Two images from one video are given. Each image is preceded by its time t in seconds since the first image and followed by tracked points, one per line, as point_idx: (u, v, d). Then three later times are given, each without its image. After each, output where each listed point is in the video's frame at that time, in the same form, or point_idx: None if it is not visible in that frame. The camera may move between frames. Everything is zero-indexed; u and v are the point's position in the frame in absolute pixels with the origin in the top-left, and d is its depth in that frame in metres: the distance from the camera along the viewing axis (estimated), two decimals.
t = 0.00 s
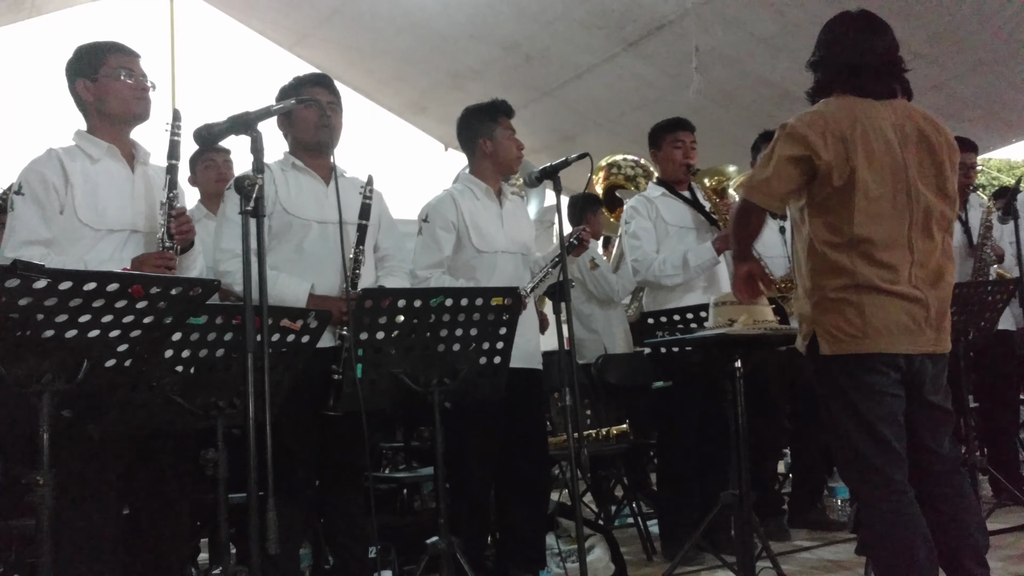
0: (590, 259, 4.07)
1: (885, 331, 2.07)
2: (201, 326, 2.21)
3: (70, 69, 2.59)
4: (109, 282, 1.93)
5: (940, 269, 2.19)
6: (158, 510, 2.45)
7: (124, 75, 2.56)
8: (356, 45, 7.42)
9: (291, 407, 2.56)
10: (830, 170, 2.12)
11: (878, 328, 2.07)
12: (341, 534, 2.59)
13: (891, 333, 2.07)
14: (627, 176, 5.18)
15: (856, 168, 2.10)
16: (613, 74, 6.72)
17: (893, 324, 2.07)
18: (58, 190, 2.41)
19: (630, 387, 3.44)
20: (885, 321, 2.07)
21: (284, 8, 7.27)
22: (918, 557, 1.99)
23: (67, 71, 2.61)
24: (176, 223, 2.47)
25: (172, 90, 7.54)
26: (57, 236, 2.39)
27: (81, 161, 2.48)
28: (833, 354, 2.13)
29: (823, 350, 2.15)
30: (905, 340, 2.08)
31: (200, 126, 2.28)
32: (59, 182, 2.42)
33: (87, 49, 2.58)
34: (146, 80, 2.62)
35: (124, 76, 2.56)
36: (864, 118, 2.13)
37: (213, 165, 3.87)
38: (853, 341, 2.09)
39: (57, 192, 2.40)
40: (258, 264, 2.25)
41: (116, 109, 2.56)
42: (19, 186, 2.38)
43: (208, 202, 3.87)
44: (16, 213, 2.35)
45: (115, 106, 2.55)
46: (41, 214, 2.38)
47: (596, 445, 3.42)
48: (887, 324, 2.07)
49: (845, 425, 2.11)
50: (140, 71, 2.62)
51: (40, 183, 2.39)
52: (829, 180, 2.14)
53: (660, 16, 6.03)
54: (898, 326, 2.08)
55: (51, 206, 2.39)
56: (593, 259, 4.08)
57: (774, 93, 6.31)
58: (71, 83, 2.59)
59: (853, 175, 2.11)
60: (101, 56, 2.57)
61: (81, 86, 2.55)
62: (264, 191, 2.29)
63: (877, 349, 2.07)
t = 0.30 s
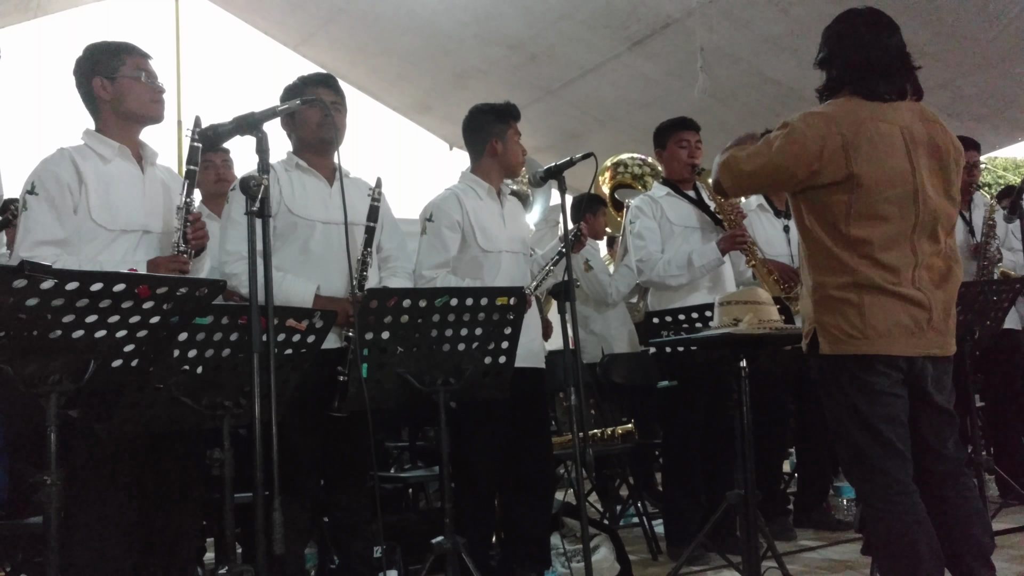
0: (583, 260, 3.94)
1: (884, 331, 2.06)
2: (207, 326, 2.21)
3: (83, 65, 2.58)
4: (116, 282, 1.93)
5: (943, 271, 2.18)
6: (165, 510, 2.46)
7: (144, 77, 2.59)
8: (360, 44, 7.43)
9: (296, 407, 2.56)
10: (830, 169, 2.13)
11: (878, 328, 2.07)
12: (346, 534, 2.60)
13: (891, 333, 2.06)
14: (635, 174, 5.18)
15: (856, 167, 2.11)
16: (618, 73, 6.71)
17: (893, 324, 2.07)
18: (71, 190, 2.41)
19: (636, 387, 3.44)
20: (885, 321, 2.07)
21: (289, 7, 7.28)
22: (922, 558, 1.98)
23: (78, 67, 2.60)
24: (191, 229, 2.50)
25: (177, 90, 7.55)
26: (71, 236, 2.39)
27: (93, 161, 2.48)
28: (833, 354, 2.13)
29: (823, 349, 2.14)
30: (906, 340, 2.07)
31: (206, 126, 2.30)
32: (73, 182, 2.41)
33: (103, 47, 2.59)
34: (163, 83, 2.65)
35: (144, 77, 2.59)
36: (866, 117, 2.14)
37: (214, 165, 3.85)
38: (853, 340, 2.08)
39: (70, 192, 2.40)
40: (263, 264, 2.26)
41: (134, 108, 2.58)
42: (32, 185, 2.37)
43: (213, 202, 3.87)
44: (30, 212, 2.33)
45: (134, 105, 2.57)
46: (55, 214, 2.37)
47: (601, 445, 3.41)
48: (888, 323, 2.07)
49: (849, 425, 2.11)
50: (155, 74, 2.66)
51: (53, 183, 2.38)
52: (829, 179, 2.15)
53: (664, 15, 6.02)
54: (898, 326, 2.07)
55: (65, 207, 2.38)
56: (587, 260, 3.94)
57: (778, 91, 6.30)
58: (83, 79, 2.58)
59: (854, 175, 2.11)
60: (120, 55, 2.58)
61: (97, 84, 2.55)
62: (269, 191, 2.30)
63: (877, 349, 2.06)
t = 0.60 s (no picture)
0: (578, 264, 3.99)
1: (893, 333, 2.06)
2: (209, 327, 2.22)
3: (97, 64, 2.58)
4: (119, 284, 1.94)
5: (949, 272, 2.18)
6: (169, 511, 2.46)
7: (160, 81, 2.62)
8: (363, 45, 7.43)
9: (297, 408, 2.55)
10: (838, 171, 2.13)
11: (887, 330, 2.06)
12: (349, 535, 2.61)
13: (900, 335, 2.06)
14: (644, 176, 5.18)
15: (864, 168, 2.11)
16: (620, 73, 6.71)
17: (902, 326, 2.07)
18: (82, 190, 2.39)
19: (636, 387, 3.47)
20: (894, 323, 2.07)
21: (292, 7, 7.27)
22: (925, 560, 1.98)
23: (89, 65, 2.59)
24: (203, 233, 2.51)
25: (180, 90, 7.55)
26: (80, 237, 2.37)
27: (102, 162, 2.47)
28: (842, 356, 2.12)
29: (831, 352, 2.13)
30: (915, 342, 2.07)
31: (209, 128, 2.30)
32: (83, 183, 2.39)
33: (118, 48, 2.60)
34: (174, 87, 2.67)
35: (161, 82, 2.62)
36: (872, 118, 2.14)
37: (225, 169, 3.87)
38: (863, 342, 2.08)
39: (81, 193, 2.37)
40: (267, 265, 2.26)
41: (149, 111, 2.59)
42: (42, 186, 2.33)
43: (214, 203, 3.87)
44: (39, 213, 2.31)
45: (149, 108, 2.58)
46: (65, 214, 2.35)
47: (602, 446, 3.43)
48: (897, 325, 2.07)
49: (852, 426, 2.10)
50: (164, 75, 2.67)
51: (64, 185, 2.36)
52: (836, 181, 2.15)
53: (667, 15, 6.01)
54: (907, 327, 2.07)
55: (76, 208, 2.35)
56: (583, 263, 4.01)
57: (781, 91, 6.30)
58: (96, 79, 2.58)
59: (861, 176, 2.12)
60: (137, 58, 2.60)
61: (114, 83, 2.56)
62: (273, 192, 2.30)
63: (887, 351, 2.06)
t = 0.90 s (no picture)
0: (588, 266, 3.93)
1: (916, 337, 2.04)
2: (228, 328, 2.21)
3: (130, 64, 2.61)
4: (140, 284, 1.94)
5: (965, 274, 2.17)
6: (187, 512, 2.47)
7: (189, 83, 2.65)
8: (379, 45, 7.43)
9: (314, 409, 2.54)
10: (863, 170, 2.11)
11: (910, 334, 2.04)
12: (366, 537, 2.60)
13: (923, 338, 2.04)
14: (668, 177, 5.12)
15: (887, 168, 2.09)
16: (637, 73, 6.68)
17: (924, 330, 2.05)
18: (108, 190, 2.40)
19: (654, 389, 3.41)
20: (917, 326, 2.05)
21: (308, 7, 7.27)
22: (947, 565, 1.96)
23: (121, 65, 2.62)
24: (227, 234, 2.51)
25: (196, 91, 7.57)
26: (106, 238, 2.38)
27: (129, 162, 2.47)
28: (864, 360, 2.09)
29: (853, 356, 2.10)
30: (936, 346, 2.06)
31: (229, 129, 2.31)
32: (110, 184, 2.41)
33: (151, 50, 2.64)
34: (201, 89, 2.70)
35: (190, 85, 2.65)
36: (895, 117, 2.12)
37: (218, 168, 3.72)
38: (886, 346, 2.05)
39: (107, 193, 2.40)
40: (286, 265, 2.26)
41: (178, 111, 2.62)
42: (69, 186, 2.35)
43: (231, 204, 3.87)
44: (66, 213, 2.33)
45: (178, 109, 2.61)
46: (92, 214, 2.36)
47: (621, 449, 3.43)
48: (919, 329, 2.05)
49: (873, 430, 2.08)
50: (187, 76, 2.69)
51: (91, 185, 2.37)
52: (859, 181, 2.12)
53: (684, 15, 5.99)
54: (929, 331, 2.05)
55: (102, 208, 2.38)
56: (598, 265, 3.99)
57: (799, 91, 6.26)
58: (127, 79, 2.61)
59: (884, 176, 2.09)
60: (169, 60, 2.64)
61: (150, 84, 2.59)
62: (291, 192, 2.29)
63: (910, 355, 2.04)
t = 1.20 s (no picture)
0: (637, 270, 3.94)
1: (973, 340, 2.02)
2: (288, 329, 2.28)
3: (196, 74, 2.72)
4: (207, 285, 2.01)
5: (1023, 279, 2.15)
6: (248, 507, 2.55)
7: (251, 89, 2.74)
8: (428, 52, 7.52)
9: (370, 409, 2.60)
10: (919, 173, 2.10)
11: (967, 337, 2.02)
12: (420, 535, 2.64)
13: (980, 342, 2.02)
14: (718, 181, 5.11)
15: (944, 170, 2.08)
16: (685, 77, 6.68)
17: (981, 333, 2.02)
18: (176, 195, 2.50)
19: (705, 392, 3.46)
20: (974, 329, 2.02)
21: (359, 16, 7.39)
22: (1005, 569, 1.94)
23: (187, 74, 2.74)
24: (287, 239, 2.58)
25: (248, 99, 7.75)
26: (174, 241, 2.47)
27: (195, 168, 2.58)
28: (919, 363, 2.08)
29: (907, 359, 2.09)
30: (995, 350, 2.03)
31: (291, 134, 2.38)
32: (178, 189, 2.51)
33: (216, 59, 2.74)
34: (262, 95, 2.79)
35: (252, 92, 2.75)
36: (953, 120, 2.11)
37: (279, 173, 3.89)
38: (941, 349, 2.04)
39: (175, 198, 2.49)
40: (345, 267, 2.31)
41: (241, 118, 2.71)
42: (139, 192, 2.45)
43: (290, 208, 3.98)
44: (136, 217, 2.43)
45: (241, 116, 2.70)
46: (160, 218, 2.46)
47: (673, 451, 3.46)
48: (976, 332, 2.02)
49: (927, 432, 2.06)
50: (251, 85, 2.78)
51: (160, 191, 2.48)
52: (915, 183, 2.12)
53: (733, 18, 5.96)
54: (987, 334, 2.03)
55: (170, 212, 2.48)
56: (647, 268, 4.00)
57: (850, 94, 6.19)
58: (193, 88, 2.72)
59: (941, 179, 2.08)
60: (233, 68, 2.75)
61: (212, 92, 2.69)
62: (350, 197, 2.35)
63: (967, 358, 2.01)
